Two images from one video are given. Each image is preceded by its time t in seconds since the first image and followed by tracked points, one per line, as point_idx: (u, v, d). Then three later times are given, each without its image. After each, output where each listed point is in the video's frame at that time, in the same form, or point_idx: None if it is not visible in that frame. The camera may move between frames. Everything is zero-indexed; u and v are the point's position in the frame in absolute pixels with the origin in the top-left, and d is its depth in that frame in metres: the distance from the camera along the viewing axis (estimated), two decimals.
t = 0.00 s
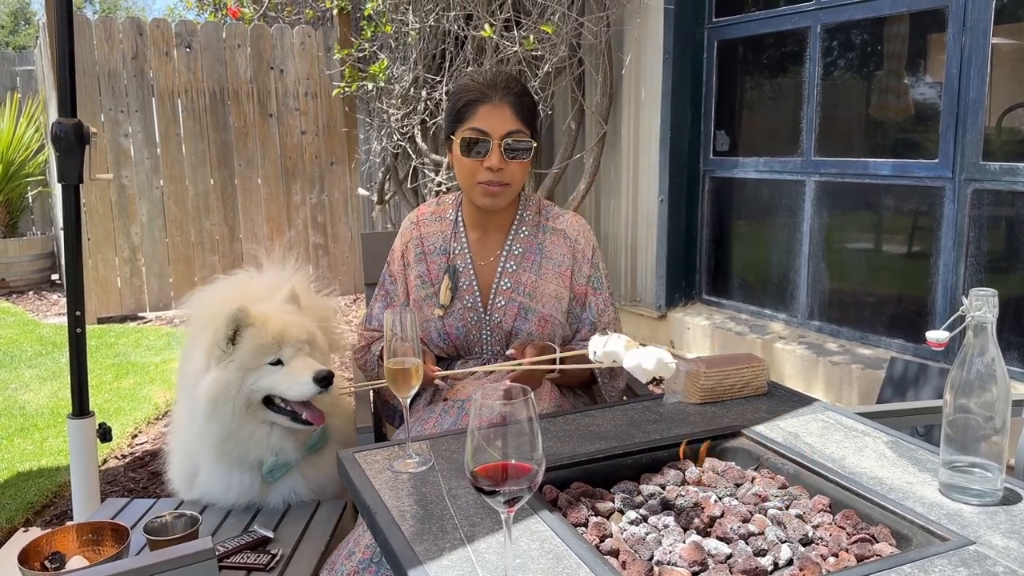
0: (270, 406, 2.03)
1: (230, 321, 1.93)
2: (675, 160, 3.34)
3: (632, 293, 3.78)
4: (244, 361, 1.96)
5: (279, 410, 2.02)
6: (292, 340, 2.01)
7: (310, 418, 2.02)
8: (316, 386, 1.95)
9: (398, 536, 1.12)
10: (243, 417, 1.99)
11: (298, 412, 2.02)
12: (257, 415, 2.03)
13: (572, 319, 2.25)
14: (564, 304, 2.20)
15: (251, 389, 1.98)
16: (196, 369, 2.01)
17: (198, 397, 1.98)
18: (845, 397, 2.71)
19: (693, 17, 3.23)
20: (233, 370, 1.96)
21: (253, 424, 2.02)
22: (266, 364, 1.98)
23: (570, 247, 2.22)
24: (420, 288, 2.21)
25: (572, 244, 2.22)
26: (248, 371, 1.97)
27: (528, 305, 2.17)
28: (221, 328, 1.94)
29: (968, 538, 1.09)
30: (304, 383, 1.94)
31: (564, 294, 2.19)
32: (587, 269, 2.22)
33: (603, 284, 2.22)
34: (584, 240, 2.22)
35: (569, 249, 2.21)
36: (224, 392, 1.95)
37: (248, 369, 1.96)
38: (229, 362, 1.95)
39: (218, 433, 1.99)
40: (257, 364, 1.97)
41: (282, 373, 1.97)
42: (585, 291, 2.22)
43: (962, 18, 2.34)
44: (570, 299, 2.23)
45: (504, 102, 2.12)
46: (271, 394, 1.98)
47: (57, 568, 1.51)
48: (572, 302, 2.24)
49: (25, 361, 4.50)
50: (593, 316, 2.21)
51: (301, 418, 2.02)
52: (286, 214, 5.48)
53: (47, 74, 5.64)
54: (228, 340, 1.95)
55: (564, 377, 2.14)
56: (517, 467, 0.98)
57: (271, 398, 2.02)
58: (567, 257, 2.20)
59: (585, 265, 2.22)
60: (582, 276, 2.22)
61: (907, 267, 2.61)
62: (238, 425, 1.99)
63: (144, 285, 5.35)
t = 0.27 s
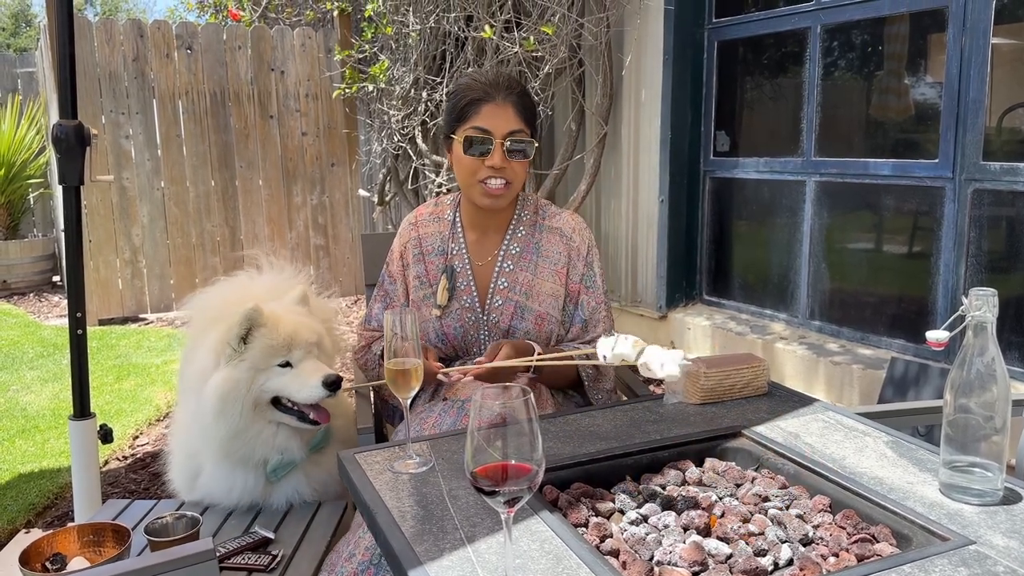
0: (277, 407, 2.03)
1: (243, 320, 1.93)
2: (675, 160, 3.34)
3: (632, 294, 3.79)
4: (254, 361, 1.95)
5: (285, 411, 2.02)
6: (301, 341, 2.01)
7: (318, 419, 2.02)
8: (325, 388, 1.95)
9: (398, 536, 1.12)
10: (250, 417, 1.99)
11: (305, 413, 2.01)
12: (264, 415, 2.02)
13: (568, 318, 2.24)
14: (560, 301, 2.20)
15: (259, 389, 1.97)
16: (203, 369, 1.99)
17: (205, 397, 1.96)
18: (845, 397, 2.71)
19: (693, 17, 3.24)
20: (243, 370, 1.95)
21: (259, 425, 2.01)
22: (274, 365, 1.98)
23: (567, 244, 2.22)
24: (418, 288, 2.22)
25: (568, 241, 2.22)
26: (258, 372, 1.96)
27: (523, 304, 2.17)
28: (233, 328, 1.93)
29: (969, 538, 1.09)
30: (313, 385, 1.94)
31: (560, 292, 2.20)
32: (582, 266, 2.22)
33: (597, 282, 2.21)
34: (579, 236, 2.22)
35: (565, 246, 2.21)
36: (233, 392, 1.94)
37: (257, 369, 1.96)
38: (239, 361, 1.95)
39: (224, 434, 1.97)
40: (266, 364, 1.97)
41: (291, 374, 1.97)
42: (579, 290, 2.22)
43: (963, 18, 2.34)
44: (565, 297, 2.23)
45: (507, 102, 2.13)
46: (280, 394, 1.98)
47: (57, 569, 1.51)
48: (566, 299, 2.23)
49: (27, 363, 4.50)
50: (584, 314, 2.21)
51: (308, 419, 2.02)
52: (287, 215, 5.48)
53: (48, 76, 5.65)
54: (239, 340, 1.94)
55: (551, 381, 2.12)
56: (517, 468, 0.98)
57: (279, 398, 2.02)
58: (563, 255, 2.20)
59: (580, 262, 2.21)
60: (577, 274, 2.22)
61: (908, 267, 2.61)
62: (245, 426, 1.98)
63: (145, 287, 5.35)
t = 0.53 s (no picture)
0: (282, 406, 2.03)
1: (249, 319, 1.93)
2: (675, 160, 3.34)
3: (633, 294, 3.80)
4: (260, 359, 1.96)
5: (291, 410, 2.03)
6: (306, 339, 2.02)
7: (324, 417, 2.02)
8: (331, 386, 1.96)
9: (398, 535, 1.12)
10: (256, 417, 1.99)
11: (311, 411, 2.02)
12: (269, 414, 2.02)
13: (568, 317, 2.24)
14: (560, 301, 2.20)
15: (265, 388, 1.97)
16: (207, 369, 1.99)
17: (210, 397, 1.96)
18: (846, 397, 2.71)
19: (693, 17, 3.24)
20: (249, 369, 1.95)
21: (265, 424, 2.02)
22: (280, 363, 1.98)
23: (566, 244, 2.22)
24: (418, 289, 2.22)
25: (567, 241, 2.22)
26: (263, 371, 1.96)
27: (524, 304, 2.17)
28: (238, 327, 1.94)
29: (967, 537, 1.09)
30: (319, 383, 1.95)
31: (560, 291, 2.20)
32: (583, 266, 2.22)
33: (598, 281, 2.22)
34: (579, 236, 2.22)
35: (564, 246, 2.21)
36: (239, 392, 1.94)
37: (263, 368, 1.96)
38: (245, 360, 1.95)
39: (229, 434, 1.97)
40: (271, 363, 1.98)
41: (296, 373, 1.98)
42: (581, 289, 2.22)
43: (963, 17, 2.34)
44: (566, 296, 2.23)
45: (495, 98, 2.13)
46: (286, 393, 1.99)
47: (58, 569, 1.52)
48: (568, 299, 2.23)
49: (27, 364, 4.51)
50: (587, 314, 2.21)
51: (314, 417, 2.02)
52: (288, 216, 5.48)
53: (49, 77, 5.65)
54: (244, 339, 1.95)
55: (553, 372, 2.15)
56: (515, 467, 0.99)
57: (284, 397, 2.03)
58: (563, 255, 2.20)
59: (580, 262, 2.22)
60: (578, 273, 2.22)
61: (908, 267, 2.61)
62: (250, 426, 1.98)
63: (146, 287, 5.36)
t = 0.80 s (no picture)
0: (284, 405, 2.04)
1: (254, 317, 1.94)
2: (675, 159, 3.34)
3: (633, 294, 3.80)
4: (264, 358, 1.96)
5: (293, 409, 2.03)
6: (310, 339, 2.03)
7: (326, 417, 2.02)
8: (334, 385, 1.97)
9: (397, 535, 1.12)
10: (258, 416, 1.99)
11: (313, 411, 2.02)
12: (272, 413, 2.02)
13: (570, 317, 2.25)
14: (561, 300, 2.19)
15: (268, 387, 1.98)
16: (210, 367, 1.99)
17: (212, 395, 1.96)
18: (847, 397, 2.71)
19: (694, 17, 3.24)
20: (252, 368, 1.95)
21: (267, 423, 2.02)
22: (283, 363, 1.99)
23: (567, 243, 2.22)
24: (419, 289, 2.22)
25: (568, 241, 2.22)
26: (266, 369, 1.97)
27: (525, 304, 2.17)
28: (243, 326, 1.94)
29: (967, 537, 1.09)
30: (322, 382, 1.95)
31: (561, 290, 2.19)
32: (585, 265, 2.22)
33: (600, 281, 2.22)
34: (579, 236, 2.22)
35: (565, 245, 2.21)
36: (241, 390, 1.94)
37: (266, 367, 1.97)
38: (248, 359, 1.95)
39: (231, 433, 1.97)
40: (274, 362, 1.98)
41: (299, 372, 1.98)
42: (583, 288, 2.22)
43: (963, 17, 2.34)
44: (569, 295, 2.23)
45: (499, 103, 2.13)
46: (288, 393, 1.99)
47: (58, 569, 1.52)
48: (570, 298, 2.23)
49: (28, 364, 4.51)
50: (589, 313, 2.21)
51: (316, 416, 2.03)
52: (288, 216, 5.49)
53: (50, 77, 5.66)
54: (249, 337, 1.95)
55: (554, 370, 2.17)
56: (514, 467, 0.99)
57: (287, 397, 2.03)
58: (564, 254, 2.20)
59: (581, 261, 2.22)
60: (579, 273, 2.22)
61: (909, 267, 2.61)
62: (253, 424, 1.99)
63: (146, 287, 5.36)
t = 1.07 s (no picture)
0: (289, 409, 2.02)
1: (279, 319, 1.92)
2: (675, 159, 3.34)
3: (633, 293, 3.80)
4: (279, 361, 1.95)
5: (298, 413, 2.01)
6: (325, 352, 2.04)
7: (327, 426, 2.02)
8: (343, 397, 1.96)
9: (396, 534, 1.12)
10: (262, 417, 1.97)
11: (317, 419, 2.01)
12: (275, 416, 2.01)
13: (570, 317, 2.24)
14: (561, 300, 2.19)
15: (277, 391, 1.96)
16: (218, 363, 1.97)
17: (218, 392, 1.94)
18: (847, 397, 2.71)
19: (694, 17, 3.24)
20: (266, 370, 1.94)
21: (269, 426, 2.00)
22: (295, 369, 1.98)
23: (567, 243, 2.22)
24: (419, 287, 2.22)
25: (568, 240, 2.22)
26: (279, 373, 1.96)
27: (525, 304, 2.17)
28: (268, 325, 1.92)
29: (966, 537, 1.09)
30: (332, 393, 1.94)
31: (562, 290, 2.19)
32: (585, 265, 2.22)
33: (601, 280, 2.22)
34: (579, 236, 2.22)
35: (565, 245, 2.21)
36: (250, 391, 1.92)
37: (279, 370, 1.96)
38: (264, 360, 1.94)
39: (232, 429, 1.96)
40: (288, 366, 1.97)
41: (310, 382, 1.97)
42: (583, 288, 2.22)
43: (963, 17, 2.33)
44: (569, 295, 2.23)
45: (505, 107, 2.13)
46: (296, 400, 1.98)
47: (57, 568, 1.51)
48: (571, 298, 2.23)
49: (28, 363, 4.51)
50: (590, 312, 2.21)
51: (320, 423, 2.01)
52: (288, 215, 5.49)
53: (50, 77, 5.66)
54: (270, 338, 1.93)
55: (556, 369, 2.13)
56: (513, 466, 0.99)
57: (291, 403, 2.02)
58: (564, 254, 2.20)
59: (581, 261, 2.22)
60: (579, 273, 2.22)
61: (909, 266, 2.61)
62: (256, 427, 1.98)
63: (146, 287, 5.37)
